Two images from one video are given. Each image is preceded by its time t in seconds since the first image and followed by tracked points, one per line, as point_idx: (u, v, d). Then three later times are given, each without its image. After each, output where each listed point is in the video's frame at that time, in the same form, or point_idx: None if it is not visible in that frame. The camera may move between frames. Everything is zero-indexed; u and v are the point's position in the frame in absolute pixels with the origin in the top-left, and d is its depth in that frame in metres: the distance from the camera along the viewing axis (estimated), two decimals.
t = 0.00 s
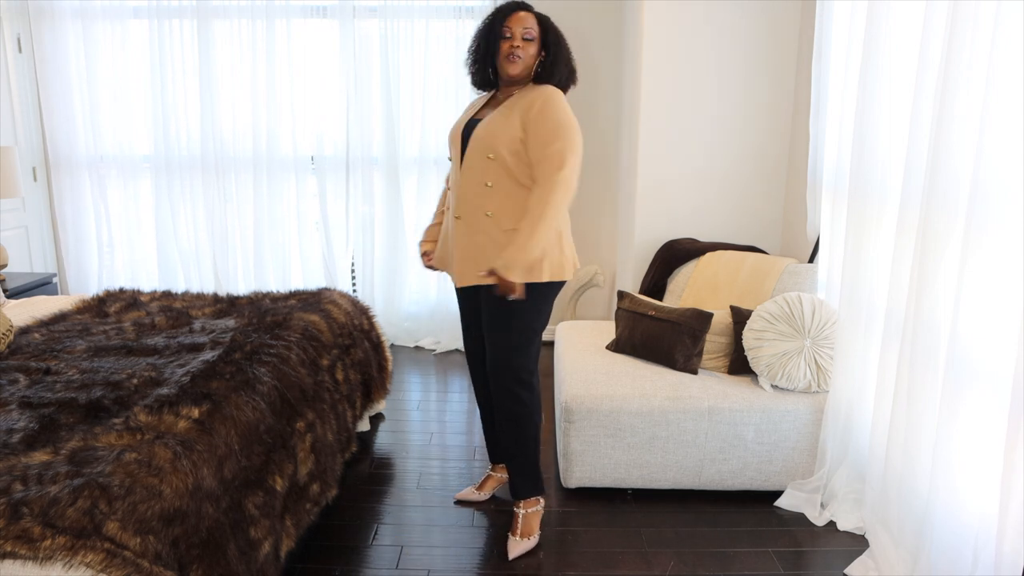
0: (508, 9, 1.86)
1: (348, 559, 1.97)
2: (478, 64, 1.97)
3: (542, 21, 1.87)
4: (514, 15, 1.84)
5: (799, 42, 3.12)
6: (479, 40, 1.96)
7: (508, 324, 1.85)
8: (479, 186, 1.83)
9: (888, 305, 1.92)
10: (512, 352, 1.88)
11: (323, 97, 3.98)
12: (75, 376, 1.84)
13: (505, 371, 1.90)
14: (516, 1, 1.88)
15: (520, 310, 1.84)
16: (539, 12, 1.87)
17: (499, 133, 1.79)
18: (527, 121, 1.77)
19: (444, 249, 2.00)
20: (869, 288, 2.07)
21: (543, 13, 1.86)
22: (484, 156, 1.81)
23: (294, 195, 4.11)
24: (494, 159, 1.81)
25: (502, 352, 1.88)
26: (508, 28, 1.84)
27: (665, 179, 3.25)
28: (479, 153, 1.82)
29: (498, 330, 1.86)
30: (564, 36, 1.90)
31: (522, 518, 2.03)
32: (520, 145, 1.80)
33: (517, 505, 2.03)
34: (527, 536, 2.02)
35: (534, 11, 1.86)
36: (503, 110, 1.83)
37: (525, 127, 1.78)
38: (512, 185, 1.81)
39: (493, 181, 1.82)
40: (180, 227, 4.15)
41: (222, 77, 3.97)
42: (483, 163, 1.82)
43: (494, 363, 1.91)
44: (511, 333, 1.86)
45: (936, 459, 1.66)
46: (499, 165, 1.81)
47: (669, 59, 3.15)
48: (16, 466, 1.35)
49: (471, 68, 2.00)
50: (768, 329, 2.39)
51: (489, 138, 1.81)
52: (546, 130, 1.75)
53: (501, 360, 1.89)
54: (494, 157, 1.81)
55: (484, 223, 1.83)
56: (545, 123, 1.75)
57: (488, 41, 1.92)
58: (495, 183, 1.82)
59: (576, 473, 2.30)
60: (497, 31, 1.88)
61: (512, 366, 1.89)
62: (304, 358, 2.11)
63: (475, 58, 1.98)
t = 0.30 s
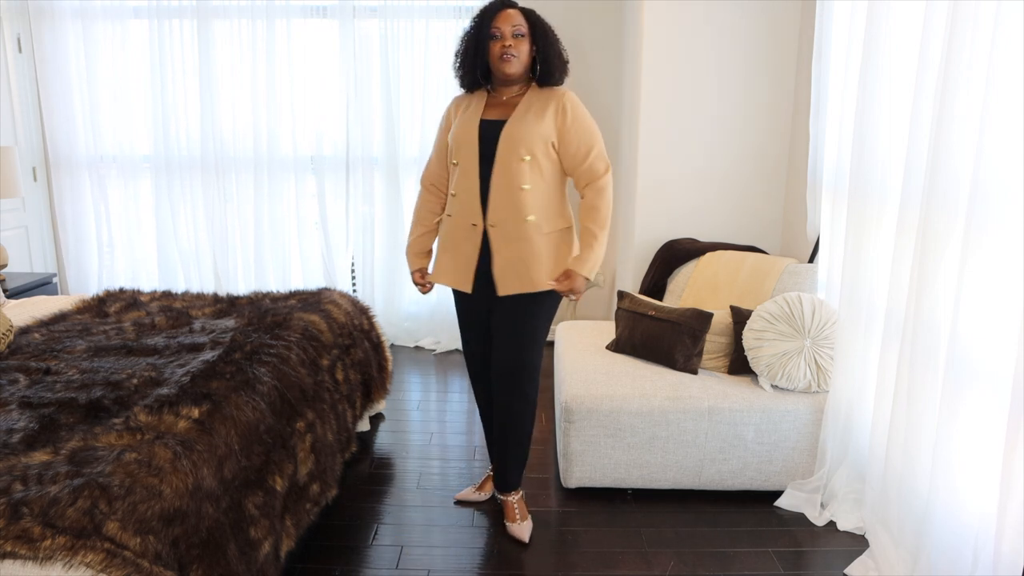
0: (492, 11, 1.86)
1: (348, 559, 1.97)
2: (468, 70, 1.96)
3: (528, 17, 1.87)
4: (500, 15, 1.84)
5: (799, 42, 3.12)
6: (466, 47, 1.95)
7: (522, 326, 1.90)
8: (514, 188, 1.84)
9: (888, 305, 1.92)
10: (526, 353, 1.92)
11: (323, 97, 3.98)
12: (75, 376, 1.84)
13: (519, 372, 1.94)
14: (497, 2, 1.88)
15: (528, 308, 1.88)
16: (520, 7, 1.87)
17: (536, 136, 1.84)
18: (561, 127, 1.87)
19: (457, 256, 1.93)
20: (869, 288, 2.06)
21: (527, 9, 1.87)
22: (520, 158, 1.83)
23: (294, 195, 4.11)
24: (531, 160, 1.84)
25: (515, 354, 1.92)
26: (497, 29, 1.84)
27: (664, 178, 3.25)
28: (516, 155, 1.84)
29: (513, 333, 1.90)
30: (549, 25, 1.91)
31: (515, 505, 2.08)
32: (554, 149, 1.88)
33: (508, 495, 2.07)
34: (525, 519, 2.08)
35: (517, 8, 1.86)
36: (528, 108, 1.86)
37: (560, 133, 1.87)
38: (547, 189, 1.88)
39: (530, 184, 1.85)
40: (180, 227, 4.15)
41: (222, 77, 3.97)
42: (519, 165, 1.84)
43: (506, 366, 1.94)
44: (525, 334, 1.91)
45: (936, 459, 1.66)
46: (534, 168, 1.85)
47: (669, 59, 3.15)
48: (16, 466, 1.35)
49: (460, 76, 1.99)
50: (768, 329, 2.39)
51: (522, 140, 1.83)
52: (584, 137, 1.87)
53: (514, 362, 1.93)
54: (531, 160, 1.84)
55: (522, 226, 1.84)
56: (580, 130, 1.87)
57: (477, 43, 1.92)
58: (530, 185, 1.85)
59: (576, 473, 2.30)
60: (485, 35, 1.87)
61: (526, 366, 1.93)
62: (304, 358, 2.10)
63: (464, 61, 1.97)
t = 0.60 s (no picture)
0: (523, 13, 1.84)
1: (348, 559, 1.97)
2: (487, 64, 1.96)
3: (557, 27, 1.87)
4: (528, 20, 1.83)
5: (798, 42, 3.11)
6: (489, 41, 1.94)
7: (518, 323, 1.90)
8: (502, 188, 1.86)
9: (888, 305, 1.92)
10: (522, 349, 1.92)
11: (323, 97, 3.98)
12: (75, 376, 1.84)
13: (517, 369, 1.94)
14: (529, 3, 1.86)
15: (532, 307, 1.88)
16: (552, 14, 1.86)
17: (524, 134, 1.83)
18: (550, 122, 1.83)
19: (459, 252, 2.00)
20: (869, 288, 2.06)
21: (558, 18, 1.86)
22: (507, 158, 1.84)
23: (294, 195, 4.11)
24: (513, 160, 1.84)
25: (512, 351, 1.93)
26: (524, 33, 1.83)
27: (664, 178, 3.25)
28: (501, 154, 1.85)
29: (509, 330, 1.91)
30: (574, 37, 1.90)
31: (519, 505, 2.09)
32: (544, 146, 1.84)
33: (511, 493, 2.09)
34: (528, 520, 2.09)
35: (547, 15, 1.85)
36: (522, 110, 1.86)
37: (549, 130, 1.83)
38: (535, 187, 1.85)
39: (515, 184, 1.86)
40: (179, 228, 4.15)
41: (223, 77, 3.97)
42: (507, 165, 1.85)
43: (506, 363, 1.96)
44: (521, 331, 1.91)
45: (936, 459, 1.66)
46: (523, 167, 1.85)
47: (669, 59, 3.15)
48: (16, 466, 1.35)
49: (480, 66, 1.99)
50: (768, 329, 2.39)
51: (511, 140, 1.84)
52: (571, 132, 1.80)
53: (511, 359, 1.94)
54: (515, 158, 1.84)
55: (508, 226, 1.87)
56: (567, 125, 1.81)
57: (501, 42, 1.91)
58: (518, 185, 1.86)
59: (576, 473, 2.30)
60: (510, 35, 1.87)
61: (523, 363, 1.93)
62: (304, 358, 2.11)
63: (484, 55, 1.97)
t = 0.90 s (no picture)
0: (518, 19, 1.85)
1: (348, 559, 1.97)
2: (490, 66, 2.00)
3: (553, 31, 1.85)
4: (521, 27, 1.84)
5: (798, 42, 3.11)
6: (490, 44, 1.97)
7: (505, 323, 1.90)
8: (483, 183, 1.88)
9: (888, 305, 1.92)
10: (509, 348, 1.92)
11: (323, 97, 3.98)
12: (75, 376, 1.84)
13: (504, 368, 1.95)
14: (525, 9, 1.86)
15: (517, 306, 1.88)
16: (547, 19, 1.85)
17: (501, 132, 1.84)
18: (525, 115, 1.81)
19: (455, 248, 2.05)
20: (869, 288, 2.06)
21: (554, 22, 1.85)
22: (488, 155, 1.86)
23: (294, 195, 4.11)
24: (492, 157, 1.86)
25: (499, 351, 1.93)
26: (516, 40, 1.85)
27: (664, 178, 3.25)
28: (483, 152, 1.88)
29: (498, 330, 1.91)
30: (574, 40, 1.89)
31: (519, 505, 2.08)
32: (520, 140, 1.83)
33: (512, 493, 2.08)
34: (528, 520, 2.09)
35: (542, 20, 1.85)
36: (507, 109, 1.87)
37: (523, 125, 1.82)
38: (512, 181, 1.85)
39: (493, 181, 1.87)
40: (179, 228, 4.15)
41: (223, 77, 3.97)
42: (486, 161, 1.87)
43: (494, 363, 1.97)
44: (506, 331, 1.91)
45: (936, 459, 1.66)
46: (502, 163, 1.86)
47: (669, 58, 3.15)
48: (16, 466, 1.35)
49: (485, 66, 2.03)
50: (768, 329, 2.39)
51: (491, 136, 1.86)
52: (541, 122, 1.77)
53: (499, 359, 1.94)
54: (494, 156, 1.86)
55: (487, 220, 1.88)
56: (539, 115, 1.78)
57: (500, 47, 1.93)
58: (497, 181, 1.87)
59: (576, 473, 2.30)
60: (506, 40, 1.89)
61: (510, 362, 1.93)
62: (304, 358, 2.11)
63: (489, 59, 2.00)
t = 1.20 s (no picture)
0: (511, 23, 1.86)
1: (348, 559, 1.97)
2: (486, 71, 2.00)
3: (547, 30, 1.86)
4: (515, 28, 1.85)
5: (798, 41, 3.11)
6: (486, 50, 1.98)
7: (501, 322, 1.90)
8: (476, 180, 1.90)
9: (888, 306, 1.92)
10: (505, 347, 1.92)
11: (323, 97, 3.98)
12: (75, 376, 1.84)
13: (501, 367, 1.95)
14: (518, 11, 1.87)
15: (516, 302, 1.88)
16: (541, 19, 1.85)
17: (492, 128, 1.86)
18: (515, 110, 1.82)
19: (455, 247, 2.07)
20: (869, 288, 2.07)
21: (548, 21, 1.85)
22: (481, 152, 1.88)
23: (294, 195, 4.11)
24: (485, 154, 1.88)
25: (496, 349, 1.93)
26: (512, 42, 1.85)
27: (663, 177, 3.25)
28: (478, 149, 1.90)
29: (496, 327, 1.91)
30: (569, 38, 1.89)
31: (520, 505, 2.08)
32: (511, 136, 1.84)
33: (514, 493, 2.07)
34: (528, 521, 2.08)
35: (536, 20, 1.85)
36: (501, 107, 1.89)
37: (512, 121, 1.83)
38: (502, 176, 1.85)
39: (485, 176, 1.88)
40: (180, 228, 4.15)
41: (223, 77, 3.97)
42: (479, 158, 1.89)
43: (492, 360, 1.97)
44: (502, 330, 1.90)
45: (936, 459, 1.66)
46: (493, 159, 1.87)
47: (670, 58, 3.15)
48: (16, 466, 1.34)
49: (482, 72, 2.04)
50: (768, 329, 2.39)
51: (484, 134, 1.88)
52: (528, 117, 1.78)
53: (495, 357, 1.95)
54: (487, 152, 1.87)
55: (478, 216, 1.88)
56: (526, 110, 1.78)
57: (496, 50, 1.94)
58: (489, 176, 1.88)
59: (576, 472, 2.30)
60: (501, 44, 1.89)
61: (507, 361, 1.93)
62: (304, 358, 2.11)
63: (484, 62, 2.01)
